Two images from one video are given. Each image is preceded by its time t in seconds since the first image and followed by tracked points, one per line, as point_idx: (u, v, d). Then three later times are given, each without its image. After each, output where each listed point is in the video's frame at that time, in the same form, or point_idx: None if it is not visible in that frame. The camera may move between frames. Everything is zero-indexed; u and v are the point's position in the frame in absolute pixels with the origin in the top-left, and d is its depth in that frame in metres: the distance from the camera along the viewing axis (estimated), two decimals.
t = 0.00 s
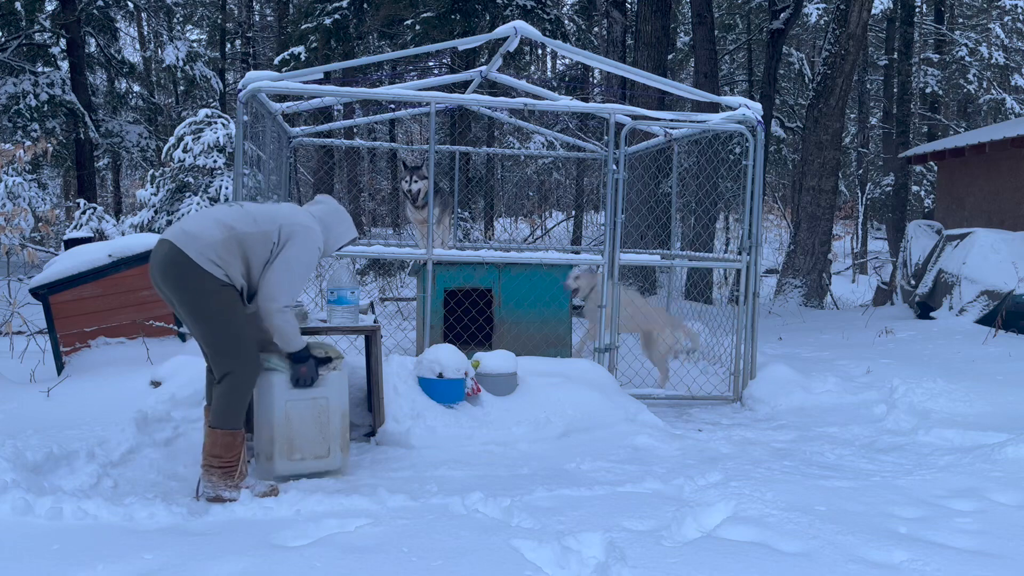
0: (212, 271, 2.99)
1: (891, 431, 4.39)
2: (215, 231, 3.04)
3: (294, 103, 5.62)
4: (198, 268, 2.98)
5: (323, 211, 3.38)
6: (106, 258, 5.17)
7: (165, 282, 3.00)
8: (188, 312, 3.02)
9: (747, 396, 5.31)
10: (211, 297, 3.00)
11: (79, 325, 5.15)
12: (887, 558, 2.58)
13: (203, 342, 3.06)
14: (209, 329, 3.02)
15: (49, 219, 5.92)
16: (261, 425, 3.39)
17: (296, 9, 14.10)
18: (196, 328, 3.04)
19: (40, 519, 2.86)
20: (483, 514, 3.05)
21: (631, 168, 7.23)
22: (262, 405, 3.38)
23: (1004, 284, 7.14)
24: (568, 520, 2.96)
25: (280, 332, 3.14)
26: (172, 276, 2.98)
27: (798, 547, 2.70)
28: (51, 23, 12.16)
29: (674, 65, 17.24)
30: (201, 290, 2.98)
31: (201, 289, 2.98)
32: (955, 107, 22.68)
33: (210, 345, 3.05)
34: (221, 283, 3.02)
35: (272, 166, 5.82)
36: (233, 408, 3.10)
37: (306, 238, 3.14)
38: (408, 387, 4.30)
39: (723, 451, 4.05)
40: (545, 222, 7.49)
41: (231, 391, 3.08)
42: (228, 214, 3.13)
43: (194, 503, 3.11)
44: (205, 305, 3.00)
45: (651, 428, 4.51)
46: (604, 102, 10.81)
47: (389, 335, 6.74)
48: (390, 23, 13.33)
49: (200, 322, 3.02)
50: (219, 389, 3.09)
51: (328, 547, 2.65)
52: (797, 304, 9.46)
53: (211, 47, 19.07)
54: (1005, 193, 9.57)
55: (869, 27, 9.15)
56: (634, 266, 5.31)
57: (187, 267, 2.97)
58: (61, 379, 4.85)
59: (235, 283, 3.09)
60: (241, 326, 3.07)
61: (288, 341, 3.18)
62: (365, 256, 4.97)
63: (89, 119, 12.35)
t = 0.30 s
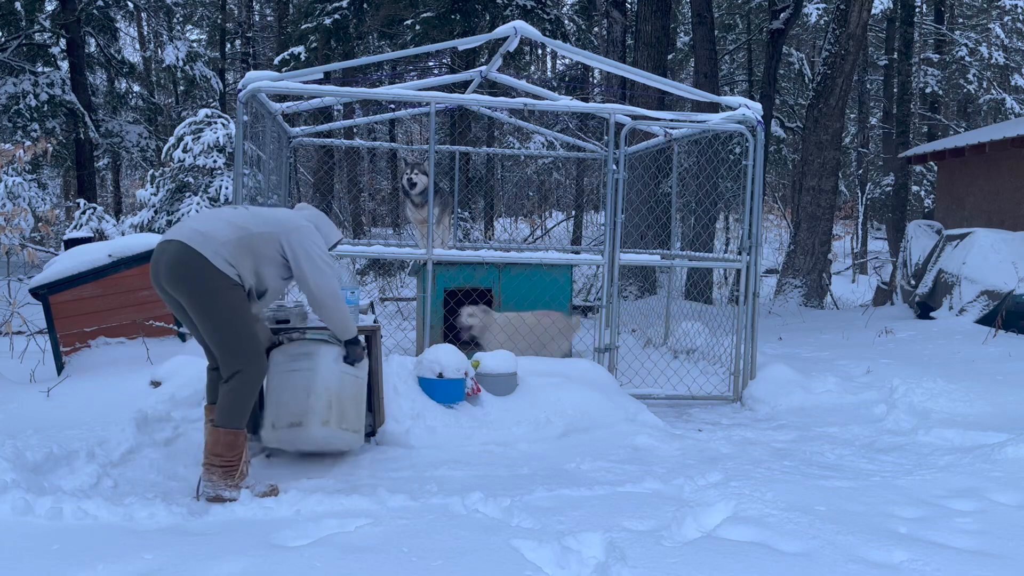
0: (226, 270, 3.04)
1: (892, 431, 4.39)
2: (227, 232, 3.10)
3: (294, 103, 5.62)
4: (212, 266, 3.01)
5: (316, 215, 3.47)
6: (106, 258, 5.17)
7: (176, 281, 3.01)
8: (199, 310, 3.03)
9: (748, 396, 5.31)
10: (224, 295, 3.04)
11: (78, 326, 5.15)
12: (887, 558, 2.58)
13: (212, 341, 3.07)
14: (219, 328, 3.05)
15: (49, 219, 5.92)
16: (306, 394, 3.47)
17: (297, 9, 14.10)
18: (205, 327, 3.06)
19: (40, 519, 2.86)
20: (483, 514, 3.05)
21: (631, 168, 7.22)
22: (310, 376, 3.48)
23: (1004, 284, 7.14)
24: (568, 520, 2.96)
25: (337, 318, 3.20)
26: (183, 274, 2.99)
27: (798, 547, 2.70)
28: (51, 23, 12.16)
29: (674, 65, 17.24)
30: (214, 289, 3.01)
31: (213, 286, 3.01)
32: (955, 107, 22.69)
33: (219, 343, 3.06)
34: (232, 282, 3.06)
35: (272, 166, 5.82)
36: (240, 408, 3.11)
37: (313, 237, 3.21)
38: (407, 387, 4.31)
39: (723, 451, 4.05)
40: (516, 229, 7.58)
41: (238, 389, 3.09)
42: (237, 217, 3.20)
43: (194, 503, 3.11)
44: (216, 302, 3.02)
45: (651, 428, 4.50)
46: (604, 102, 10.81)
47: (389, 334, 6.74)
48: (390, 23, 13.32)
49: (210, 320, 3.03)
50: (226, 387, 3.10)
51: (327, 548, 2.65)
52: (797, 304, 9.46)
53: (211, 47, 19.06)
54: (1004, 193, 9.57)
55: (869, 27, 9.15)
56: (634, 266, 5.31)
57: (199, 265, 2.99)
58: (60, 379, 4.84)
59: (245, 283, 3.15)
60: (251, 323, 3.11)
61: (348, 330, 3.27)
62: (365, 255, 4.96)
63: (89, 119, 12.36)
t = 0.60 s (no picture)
0: (241, 279, 3.07)
1: (892, 431, 4.39)
2: (242, 243, 3.16)
3: (294, 103, 5.62)
4: (228, 274, 3.04)
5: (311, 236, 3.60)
6: (105, 258, 5.17)
7: (187, 285, 3.00)
8: (209, 314, 3.02)
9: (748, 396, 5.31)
10: (237, 300, 3.05)
11: (78, 326, 5.15)
12: (887, 558, 2.58)
13: (223, 345, 3.08)
14: (231, 332, 3.05)
15: (49, 219, 5.92)
16: (334, 408, 3.78)
17: (297, 8, 14.10)
18: (215, 332, 3.05)
19: (40, 519, 2.86)
20: (483, 514, 3.05)
21: (631, 168, 7.21)
22: (336, 391, 3.76)
23: (1004, 285, 7.14)
24: (568, 520, 2.96)
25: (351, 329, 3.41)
26: (197, 279, 2.99)
27: (798, 547, 2.70)
28: (51, 23, 12.14)
29: (674, 65, 17.25)
30: (227, 295, 3.03)
31: (228, 292, 3.03)
32: (955, 107, 22.70)
33: (230, 348, 3.07)
34: (246, 290, 3.09)
35: (272, 166, 5.83)
36: (250, 411, 3.11)
37: (319, 253, 3.40)
38: (407, 386, 4.32)
39: (723, 451, 4.05)
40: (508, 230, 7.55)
41: (251, 392, 3.10)
42: (249, 231, 3.26)
43: (195, 503, 3.11)
44: (228, 306, 3.03)
45: (651, 428, 4.50)
46: (604, 102, 10.81)
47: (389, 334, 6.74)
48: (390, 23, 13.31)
49: (221, 325, 3.04)
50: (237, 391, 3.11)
51: (328, 547, 2.65)
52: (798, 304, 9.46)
53: (211, 47, 19.06)
54: (1005, 193, 9.57)
55: (869, 27, 9.15)
56: (634, 266, 5.31)
57: (215, 273, 3.01)
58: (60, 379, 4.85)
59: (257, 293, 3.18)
60: (263, 329, 3.13)
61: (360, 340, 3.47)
62: (364, 255, 4.96)
63: (89, 119, 12.36)
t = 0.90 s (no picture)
0: (251, 282, 3.09)
1: (892, 431, 4.39)
2: (253, 247, 3.16)
3: (294, 103, 5.62)
4: (236, 276, 3.05)
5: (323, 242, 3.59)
6: (106, 258, 5.17)
7: (194, 285, 3.01)
8: (215, 315, 3.03)
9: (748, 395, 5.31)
10: (244, 302, 3.06)
11: (78, 326, 5.15)
12: (887, 558, 2.58)
13: (227, 347, 3.08)
14: (235, 334, 3.05)
15: (49, 219, 5.92)
16: (337, 404, 3.86)
17: (297, 8, 14.10)
18: (220, 333, 3.06)
19: (40, 519, 2.86)
20: (483, 514, 3.05)
21: (632, 168, 7.21)
22: (341, 387, 3.84)
23: (1004, 285, 7.15)
24: (568, 520, 2.96)
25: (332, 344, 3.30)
26: (205, 279, 3.00)
27: (798, 547, 2.70)
28: (51, 23, 12.14)
29: (674, 65, 17.27)
30: (234, 297, 3.03)
31: (234, 293, 3.03)
32: (954, 107, 22.71)
33: (236, 349, 3.08)
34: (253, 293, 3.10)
35: (273, 166, 5.84)
36: (253, 413, 3.11)
37: (325, 260, 3.36)
38: (407, 386, 4.32)
39: (723, 451, 4.05)
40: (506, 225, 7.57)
41: (254, 395, 3.10)
42: (261, 234, 3.26)
43: (195, 503, 3.11)
44: (235, 308, 3.04)
45: (651, 428, 4.50)
46: (604, 102, 10.82)
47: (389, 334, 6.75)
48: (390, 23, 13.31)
49: (227, 326, 3.04)
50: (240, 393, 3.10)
51: (328, 548, 2.65)
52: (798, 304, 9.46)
53: (211, 47, 19.07)
54: (1005, 193, 9.57)
55: (868, 28, 9.16)
56: (634, 265, 5.31)
57: (224, 273, 3.02)
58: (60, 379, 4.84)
59: (262, 296, 3.20)
60: (270, 333, 3.13)
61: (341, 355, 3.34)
62: (364, 255, 4.95)
63: (90, 119, 12.35)
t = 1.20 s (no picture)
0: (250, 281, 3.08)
1: (892, 431, 4.39)
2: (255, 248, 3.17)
3: (294, 103, 5.63)
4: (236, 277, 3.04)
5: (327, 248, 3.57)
6: (106, 258, 5.17)
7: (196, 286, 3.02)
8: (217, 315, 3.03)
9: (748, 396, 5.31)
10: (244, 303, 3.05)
11: (78, 326, 5.15)
12: (887, 558, 2.58)
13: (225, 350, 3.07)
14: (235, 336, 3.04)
15: (49, 219, 5.92)
16: (336, 404, 3.87)
17: (297, 8, 14.10)
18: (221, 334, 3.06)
19: (40, 519, 2.87)
20: (483, 514, 3.05)
21: (633, 168, 7.18)
22: (340, 387, 3.86)
23: (1004, 285, 7.15)
24: (568, 520, 2.96)
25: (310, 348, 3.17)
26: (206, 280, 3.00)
27: (798, 547, 2.70)
28: (51, 23, 12.14)
29: (674, 65, 17.28)
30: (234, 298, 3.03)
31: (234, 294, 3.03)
32: (954, 108, 22.73)
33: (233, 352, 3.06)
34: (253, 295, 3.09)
35: (273, 166, 5.84)
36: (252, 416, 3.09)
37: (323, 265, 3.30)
38: (407, 386, 4.32)
39: (723, 451, 4.04)
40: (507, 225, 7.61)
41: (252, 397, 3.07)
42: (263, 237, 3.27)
43: (195, 503, 3.11)
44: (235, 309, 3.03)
45: (651, 428, 4.50)
46: (604, 102, 10.82)
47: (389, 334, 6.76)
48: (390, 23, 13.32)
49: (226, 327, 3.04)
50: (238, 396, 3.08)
51: (328, 547, 2.66)
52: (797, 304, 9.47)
53: (211, 47, 19.08)
54: (1004, 193, 9.57)
55: (868, 28, 9.16)
56: (634, 266, 5.31)
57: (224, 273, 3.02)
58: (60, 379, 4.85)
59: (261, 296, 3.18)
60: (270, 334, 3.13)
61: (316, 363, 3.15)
62: (364, 255, 4.95)
63: (90, 119, 12.35)
